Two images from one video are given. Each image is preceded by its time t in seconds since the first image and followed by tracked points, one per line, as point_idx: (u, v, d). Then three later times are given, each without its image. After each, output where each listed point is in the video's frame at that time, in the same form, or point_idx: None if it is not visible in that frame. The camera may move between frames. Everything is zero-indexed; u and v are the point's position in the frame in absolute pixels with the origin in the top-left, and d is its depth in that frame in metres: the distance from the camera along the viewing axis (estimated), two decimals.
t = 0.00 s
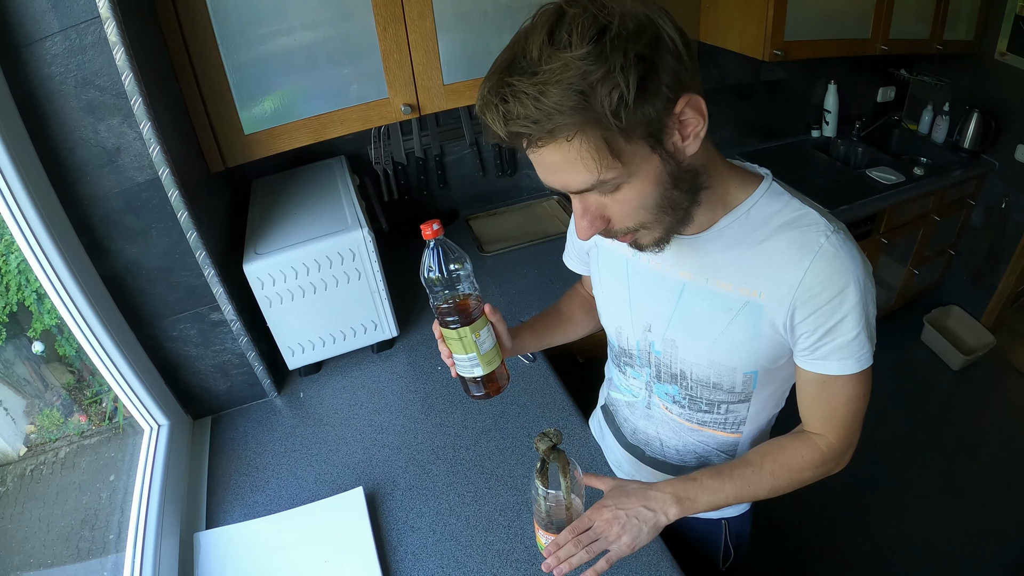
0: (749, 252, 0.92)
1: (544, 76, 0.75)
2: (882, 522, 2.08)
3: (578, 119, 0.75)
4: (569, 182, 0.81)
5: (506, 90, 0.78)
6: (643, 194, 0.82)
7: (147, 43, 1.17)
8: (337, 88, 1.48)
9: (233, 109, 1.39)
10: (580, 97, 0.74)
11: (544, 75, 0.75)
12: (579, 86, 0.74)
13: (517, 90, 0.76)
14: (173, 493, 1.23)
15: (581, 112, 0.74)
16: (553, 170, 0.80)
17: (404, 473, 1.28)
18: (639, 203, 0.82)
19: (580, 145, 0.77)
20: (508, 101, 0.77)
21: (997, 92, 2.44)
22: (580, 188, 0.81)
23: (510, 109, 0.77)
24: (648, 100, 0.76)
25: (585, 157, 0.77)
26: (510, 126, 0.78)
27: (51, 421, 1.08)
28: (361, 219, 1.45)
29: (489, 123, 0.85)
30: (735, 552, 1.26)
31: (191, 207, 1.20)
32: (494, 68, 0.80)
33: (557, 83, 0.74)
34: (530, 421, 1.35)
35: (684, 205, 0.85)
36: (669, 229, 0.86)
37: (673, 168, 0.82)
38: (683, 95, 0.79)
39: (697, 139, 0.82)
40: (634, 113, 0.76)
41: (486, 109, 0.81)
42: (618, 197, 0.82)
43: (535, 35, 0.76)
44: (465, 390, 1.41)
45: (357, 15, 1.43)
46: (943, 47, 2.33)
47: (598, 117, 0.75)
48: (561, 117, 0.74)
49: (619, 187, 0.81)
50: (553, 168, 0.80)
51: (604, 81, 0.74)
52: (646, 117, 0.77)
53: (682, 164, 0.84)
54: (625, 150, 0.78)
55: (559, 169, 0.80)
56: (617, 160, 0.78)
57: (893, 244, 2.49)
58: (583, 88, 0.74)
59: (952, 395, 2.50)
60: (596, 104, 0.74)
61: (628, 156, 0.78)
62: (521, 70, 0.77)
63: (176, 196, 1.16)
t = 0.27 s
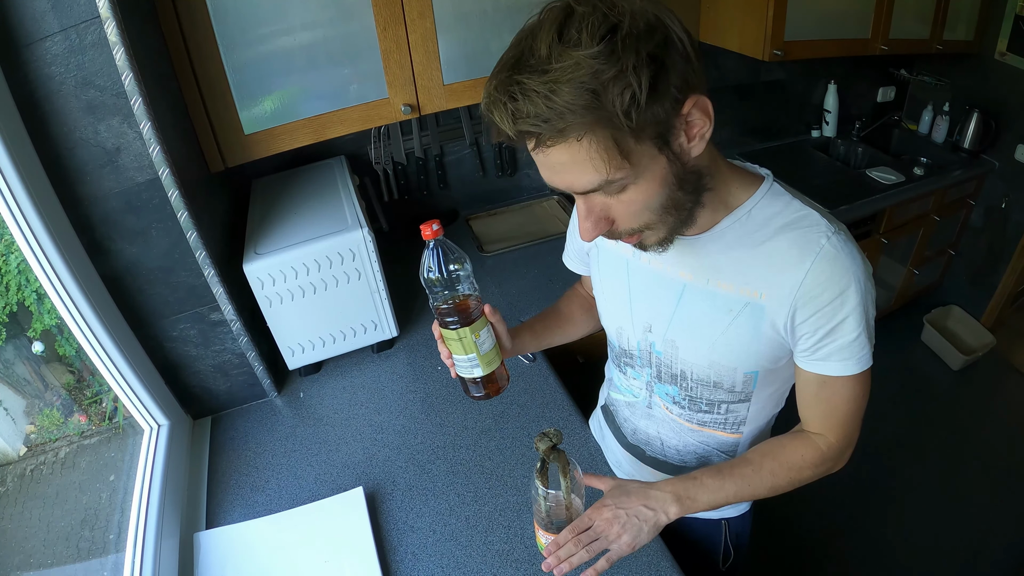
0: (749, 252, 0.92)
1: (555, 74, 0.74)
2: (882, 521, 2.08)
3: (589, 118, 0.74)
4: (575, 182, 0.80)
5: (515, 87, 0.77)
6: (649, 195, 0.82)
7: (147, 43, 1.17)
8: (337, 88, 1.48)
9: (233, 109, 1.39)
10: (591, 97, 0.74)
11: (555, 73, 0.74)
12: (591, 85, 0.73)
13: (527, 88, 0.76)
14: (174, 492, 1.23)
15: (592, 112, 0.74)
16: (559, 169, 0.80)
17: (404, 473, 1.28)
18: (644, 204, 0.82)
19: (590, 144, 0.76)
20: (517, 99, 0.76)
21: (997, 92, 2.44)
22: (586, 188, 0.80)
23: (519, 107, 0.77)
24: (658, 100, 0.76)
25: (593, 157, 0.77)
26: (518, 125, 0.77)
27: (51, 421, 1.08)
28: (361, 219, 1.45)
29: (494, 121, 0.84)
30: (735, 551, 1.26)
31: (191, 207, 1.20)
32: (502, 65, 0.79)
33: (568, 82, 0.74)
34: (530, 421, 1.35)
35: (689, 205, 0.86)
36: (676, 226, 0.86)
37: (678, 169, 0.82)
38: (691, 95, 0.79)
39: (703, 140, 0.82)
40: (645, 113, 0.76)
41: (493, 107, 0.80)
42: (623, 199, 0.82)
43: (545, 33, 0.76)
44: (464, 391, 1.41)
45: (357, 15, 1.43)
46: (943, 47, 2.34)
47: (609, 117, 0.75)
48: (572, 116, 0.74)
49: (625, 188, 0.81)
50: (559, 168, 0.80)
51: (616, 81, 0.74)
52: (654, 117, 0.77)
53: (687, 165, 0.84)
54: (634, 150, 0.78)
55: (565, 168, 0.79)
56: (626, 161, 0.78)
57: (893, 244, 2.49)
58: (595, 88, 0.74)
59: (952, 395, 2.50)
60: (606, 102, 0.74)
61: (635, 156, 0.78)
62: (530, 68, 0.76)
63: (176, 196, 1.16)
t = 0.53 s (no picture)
0: (746, 255, 0.92)
1: (614, 6, 0.78)
2: (882, 521, 2.08)
3: (644, 47, 0.77)
4: (625, 108, 0.79)
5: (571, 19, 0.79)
6: (688, 145, 0.83)
7: (147, 42, 1.17)
8: (337, 88, 1.48)
9: (233, 109, 1.39)
10: (649, 26, 0.77)
11: (614, 5, 0.78)
12: (649, 16, 0.77)
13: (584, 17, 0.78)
14: (174, 492, 1.23)
15: (662, 32, 0.77)
16: (610, 93, 0.79)
17: (404, 473, 1.28)
18: (682, 155, 0.83)
19: (652, 63, 0.77)
20: (573, 27, 0.79)
21: (997, 92, 2.44)
22: (635, 117, 0.80)
23: (590, 16, 0.78)
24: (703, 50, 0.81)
25: (654, 79, 0.78)
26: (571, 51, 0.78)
27: (51, 421, 1.08)
28: (361, 219, 1.45)
29: (544, 45, 0.83)
30: (735, 552, 1.26)
31: (191, 207, 1.20)
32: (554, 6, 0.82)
33: (627, 11, 0.77)
34: (530, 421, 1.34)
35: (715, 172, 0.87)
36: (704, 193, 0.87)
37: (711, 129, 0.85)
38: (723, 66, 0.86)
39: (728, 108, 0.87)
40: (693, 55, 0.79)
41: (553, 24, 0.81)
42: (662, 147, 0.82)
43: None
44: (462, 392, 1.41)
45: (358, 15, 1.43)
46: (943, 47, 2.34)
47: (663, 49, 0.77)
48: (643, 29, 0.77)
49: (671, 129, 0.81)
50: (605, 104, 0.80)
51: (670, 21, 0.78)
52: (706, 62, 0.81)
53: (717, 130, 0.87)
54: (690, 84, 0.80)
55: (612, 103, 0.79)
56: (682, 92, 0.79)
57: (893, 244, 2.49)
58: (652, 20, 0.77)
59: (952, 395, 2.50)
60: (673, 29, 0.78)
61: (689, 92, 0.80)
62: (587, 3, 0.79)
63: (176, 196, 1.16)
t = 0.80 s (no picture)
0: (746, 256, 0.92)
1: None
2: (881, 521, 2.08)
3: (681, 14, 0.82)
4: (660, 68, 0.84)
5: None
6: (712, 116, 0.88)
7: (148, 42, 1.17)
8: (337, 88, 1.48)
9: (233, 109, 1.39)
10: None
11: None
12: None
13: None
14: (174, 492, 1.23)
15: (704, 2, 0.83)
16: (647, 53, 0.84)
17: (404, 473, 1.28)
18: (705, 126, 0.87)
19: (690, 29, 0.83)
20: None
21: (997, 92, 2.44)
22: (668, 77, 0.84)
23: None
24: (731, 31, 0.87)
25: (691, 45, 0.84)
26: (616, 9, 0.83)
27: (51, 421, 1.08)
28: (361, 219, 1.45)
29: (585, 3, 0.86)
30: (735, 552, 1.26)
31: (191, 207, 1.20)
32: None
33: None
34: (529, 421, 1.35)
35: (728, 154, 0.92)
36: (722, 167, 0.91)
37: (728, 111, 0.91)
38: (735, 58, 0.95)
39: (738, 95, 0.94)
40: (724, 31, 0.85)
41: None
42: (689, 112, 0.87)
43: None
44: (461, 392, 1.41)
45: (358, 15, 1.43)
46: (943, 47, 2.34)
47: (698, 18, 0.83)
48: None
49: (697, 97, 0.86)
50: (642, 63, 0.84)
51: None
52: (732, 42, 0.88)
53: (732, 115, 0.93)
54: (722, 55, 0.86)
55: (649, 61, 0.84)
56: (713, 62, 0.85)
57: (893, 244, 2.49)
58: None
59: (952, 395, 2.50)
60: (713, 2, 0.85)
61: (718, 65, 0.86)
62: None
63: (176, 196, 1.16)
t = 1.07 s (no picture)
0: (746, 255, 0.92)
1: None
2: (881, 521, 2.08)
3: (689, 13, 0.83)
4: (667, 65, 0.84)
5: None
6: (716, 114, 0.88)
7: (147, 42, 1.17)
8: (337, 88, 1.48)
9: (233, 109, 1.39)
10: None
11: None
12: None
13: None
14: (174, 492, 1.23)
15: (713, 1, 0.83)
16: (654, 49, 0.83)
17: (404, 473, 1.28)
18: (708, 124, 0.88)
19: (697, 27, 0.83)
20: None
21: (997, 92, 2.44)
22: (674, 74, 0.84)
23: None
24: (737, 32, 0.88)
25: (698, 43, 0.84)
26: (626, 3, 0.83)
27: (51, 421, 1.08)
28: (361, 219, 1.45)
29: None
30: (735, 552, 1.27)
31: (191, 207, 1.20)
32: None
33: None
34: (529, 421, 1.35)
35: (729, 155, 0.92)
36: (724, 165, 0.91)
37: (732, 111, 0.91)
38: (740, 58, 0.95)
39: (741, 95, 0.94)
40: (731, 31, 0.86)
41: None
42: (693, 110, 0.87)
43: None
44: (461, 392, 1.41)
45: (357, 15, 1.43)
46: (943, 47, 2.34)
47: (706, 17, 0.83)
48: None
49: (702, 95, 0.86)
50: (649, 59, 0.84)
51: None
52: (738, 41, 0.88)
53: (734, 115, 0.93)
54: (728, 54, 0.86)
55: (656, 59, 0.84)
56: (719, 61, 0.85)
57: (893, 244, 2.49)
58: None
59: (952, 395, 2.50)
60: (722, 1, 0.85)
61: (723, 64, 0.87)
62: None
63: (176, 196, 1.16)
